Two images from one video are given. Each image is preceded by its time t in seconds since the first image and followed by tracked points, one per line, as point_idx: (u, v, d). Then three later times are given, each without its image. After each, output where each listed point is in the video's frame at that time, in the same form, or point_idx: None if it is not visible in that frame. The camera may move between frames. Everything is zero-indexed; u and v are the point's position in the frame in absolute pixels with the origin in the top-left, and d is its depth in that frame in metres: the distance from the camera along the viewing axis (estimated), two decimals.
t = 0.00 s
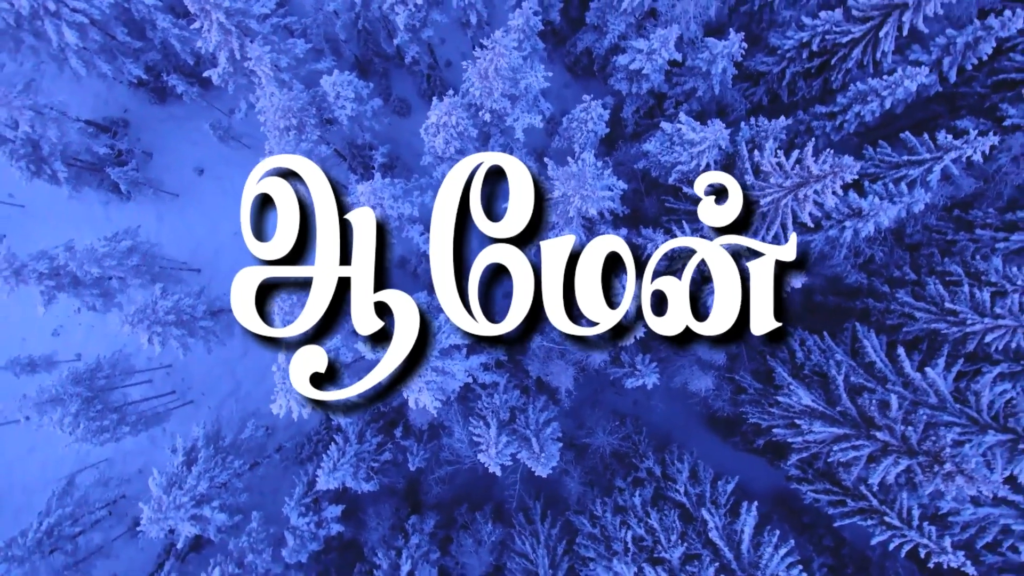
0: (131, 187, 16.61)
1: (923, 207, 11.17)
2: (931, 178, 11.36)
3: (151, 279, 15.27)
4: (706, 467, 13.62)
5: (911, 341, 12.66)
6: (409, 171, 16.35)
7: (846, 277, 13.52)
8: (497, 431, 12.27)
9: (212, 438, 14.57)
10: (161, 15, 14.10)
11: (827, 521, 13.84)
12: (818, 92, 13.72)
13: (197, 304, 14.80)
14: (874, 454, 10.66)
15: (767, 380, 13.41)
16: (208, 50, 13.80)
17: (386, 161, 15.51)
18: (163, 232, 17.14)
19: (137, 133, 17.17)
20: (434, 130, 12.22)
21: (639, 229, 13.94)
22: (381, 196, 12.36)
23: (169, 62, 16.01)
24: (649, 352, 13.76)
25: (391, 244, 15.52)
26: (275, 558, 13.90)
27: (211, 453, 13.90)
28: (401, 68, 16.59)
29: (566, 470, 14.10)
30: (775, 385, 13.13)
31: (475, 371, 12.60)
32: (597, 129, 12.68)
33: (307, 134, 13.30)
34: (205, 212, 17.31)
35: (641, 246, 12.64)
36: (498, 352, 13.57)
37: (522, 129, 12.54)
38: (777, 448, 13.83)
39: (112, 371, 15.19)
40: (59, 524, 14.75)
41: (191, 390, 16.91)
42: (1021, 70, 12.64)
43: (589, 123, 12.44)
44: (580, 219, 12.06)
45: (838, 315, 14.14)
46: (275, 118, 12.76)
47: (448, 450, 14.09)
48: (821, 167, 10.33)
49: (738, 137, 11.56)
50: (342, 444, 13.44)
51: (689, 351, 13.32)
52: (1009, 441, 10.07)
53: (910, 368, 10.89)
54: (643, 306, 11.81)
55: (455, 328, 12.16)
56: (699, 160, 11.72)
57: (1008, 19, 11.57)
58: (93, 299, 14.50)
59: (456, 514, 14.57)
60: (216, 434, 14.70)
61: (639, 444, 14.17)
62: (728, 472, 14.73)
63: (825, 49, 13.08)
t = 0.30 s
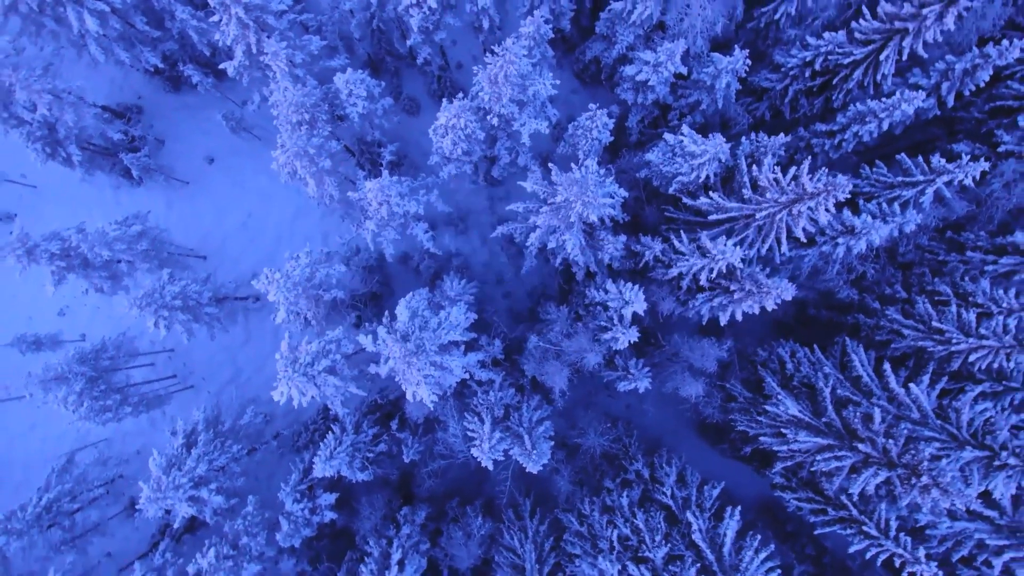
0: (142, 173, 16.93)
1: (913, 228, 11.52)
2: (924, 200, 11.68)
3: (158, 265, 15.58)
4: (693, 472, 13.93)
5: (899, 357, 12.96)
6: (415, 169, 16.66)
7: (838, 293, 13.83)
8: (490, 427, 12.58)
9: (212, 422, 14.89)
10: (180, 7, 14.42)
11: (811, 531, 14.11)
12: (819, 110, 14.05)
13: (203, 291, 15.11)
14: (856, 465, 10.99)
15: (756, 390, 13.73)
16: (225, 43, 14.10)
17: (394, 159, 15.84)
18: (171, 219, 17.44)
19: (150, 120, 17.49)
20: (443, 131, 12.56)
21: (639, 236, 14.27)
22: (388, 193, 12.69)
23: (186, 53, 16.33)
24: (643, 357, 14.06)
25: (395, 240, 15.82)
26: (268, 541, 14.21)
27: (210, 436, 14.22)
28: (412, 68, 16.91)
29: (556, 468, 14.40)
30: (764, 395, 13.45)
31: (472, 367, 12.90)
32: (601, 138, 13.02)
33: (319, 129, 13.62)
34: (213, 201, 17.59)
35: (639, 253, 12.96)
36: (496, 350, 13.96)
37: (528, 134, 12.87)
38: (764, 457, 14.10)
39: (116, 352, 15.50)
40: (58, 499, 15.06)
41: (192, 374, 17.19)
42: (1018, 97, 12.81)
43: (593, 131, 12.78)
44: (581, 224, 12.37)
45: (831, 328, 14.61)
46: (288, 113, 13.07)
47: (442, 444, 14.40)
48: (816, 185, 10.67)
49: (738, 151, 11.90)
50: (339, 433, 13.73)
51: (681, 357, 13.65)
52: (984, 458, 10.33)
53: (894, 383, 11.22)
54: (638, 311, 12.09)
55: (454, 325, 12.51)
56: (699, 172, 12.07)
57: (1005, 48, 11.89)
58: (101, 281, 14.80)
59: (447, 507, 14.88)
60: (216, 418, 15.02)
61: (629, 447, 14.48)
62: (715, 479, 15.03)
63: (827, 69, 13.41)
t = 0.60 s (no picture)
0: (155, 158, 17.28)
1: (903, 249, 11.88)
2: (915, 223, 12.03)
3: (167, 249, 15.93)
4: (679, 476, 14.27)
5: (885, 374, 13.31)
6: (423, 167, 17.01)
7: (830, 309, 14.20)
8: (484, 423, 12.92)
9: (212, 405, 15.23)
10: None
11: (792, 540, 14.44)
12: (819, 130, 14.37)
13: (210, 276, 15.46)
14: (836, 477, 11.32)
15: (745, 400, 14.06)
16: (244, 36, 14.46)
17: (402, 156, 16.19)
18: (181, 204, 17.77)
19: (164, 107, 17.84)
20: (452, 133, 12.91)
21: (638, 244, 14.61)
22: (395, 191, 13.05)
23: (204, 43, 16.67)
24: (636, 362, 14.42)
25: (400, 236, 16.17)
26: (262, 524, 14.55)
27: (210, 419, 14.57)
28: (424, 68, 17.27)
29: (546, 467, 14.73)
30: (752, 405, 13.79)
31: (469, 364, 13.24)
32: (605, 146, 13.38)
33: (330, 125, 13.97)
34: (222, 189, 17.92)
35: (637, 260, 13.31)
36: (493, 349, 14.30)
37: (534, 139, 13.24)
38: (749, 465, 14.44)
39: (121, 333, 15.84)
40: (58, 473, 15.39)
41: (193, 358, 17.50)
42: (1014, 127, 13.14)
43: (598, 140, 13.16)
44: (582, 230, 12.72)
45: (821, 343, 14.90)
46: (301, 108, 13.43)
47: (436, 438, 14.74)
48: (809, 203, 11.05)
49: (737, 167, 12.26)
50: (336, 422, 14.06)
51: (673, 364, 14.01)
52: (959, 474, 10.74)
53: (877, 399, 11.57)
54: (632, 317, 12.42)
55: (454, 321, 12.86)
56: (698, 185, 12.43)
57: (1000, 78, 12.32)
58: (110, 263, 15.14)
59: (437, 500, 15.22)
60: (216, 402, 15.36)
61: (619, 449, 14.84)
62: (702, 485, 15.37)
63: (829, 90, 13.72)
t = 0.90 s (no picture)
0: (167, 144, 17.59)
1: (893, 269, 12.20)
2: (906, 244, 12.34)
3: (175, 234, 16.26)
4: (666, 480, 14.59)
5: (871, 389, 13.62)
6: (429, 166, 17.33)
7: (821, 323, 14.53)
8: (478, 418, 13.24)
9: (212, 388, 15.55)
10: None
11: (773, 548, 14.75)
12: (819, 148, 14.67)
13: (216, 263, 15.77)
14: (816, 487, 11.64)
15: (734, 408, 14.43)
16: (261, 30, 14.77)
17: (410, 154, 16.52)
18: (190, 190, 18.08)
19: (178, 94, 18.15)
20: (459, 134, 13.24)
21: (637, 250, 14.88)
22: (402, 188, 13.39)
23: (220, 33, 16.98)
24: (629, 366, 14.74)
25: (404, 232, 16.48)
26: (256, 507, 14.86)
27: (210, 402, 14.89)
28: (435, 68, 17.58)
29: (536, 465, 15.05)
30: (740, 413, 14.11)
31: (465, 361, 13.56)
32: (609, 155, 13.71)
33: (341, 120, 14.29)
34: (231, 177, 18.23)
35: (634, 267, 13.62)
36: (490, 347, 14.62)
37: (540, 144, 13.56)
38: (735, 472, 14.76)
39: (126, 314, 16.12)
40: (57, 449, 15.72)
41: (195, 341, 17.81)
42: (1009, 154, 13.45)
43: (603, 148, 13.51)
44: (582, 235, 13.03)
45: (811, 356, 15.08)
46: (314, 103, 13.76)
47: (430, 431, 15.05)
48: (802, 220, 11.41)
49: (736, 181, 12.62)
50: (333, 411, 14.37)
51: (665, 370, 14.34)
52: (935, 489, 11.10)
53: (861, 413, 11.89)
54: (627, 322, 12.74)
55: (453, 318, 13.18)
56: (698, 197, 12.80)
57: (995, 107, 12.69)
58: (119, 245, 15.46)
59: (428, 492, 15.54)
60: (216, 385, 15.68)
61: (608, 451, 15.17)
62: (688, 490, 15.69)
63: (830, 110, 14.04)
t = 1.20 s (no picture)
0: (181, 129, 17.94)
1: (880, 289, 12.58)
2: (895, 266, 12.71)
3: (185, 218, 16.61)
4: (651, 483, 14.96)
5: (856, 406, 13.98)
6: (437, 164, 17.69)
7: (809, 339, 14.94)
8: (471, 413, 13.60)
9: (213, 370, 15.91)
10: None
11: (753, 556, 15.11)
12: (819, 167, 15.02)
13: (224, 248, 16.13)
14: (796, 496, 12.00)
15: (722, 417, 14.81)
16: (280, 23, 15.13)
17: (419, 152, 16.87)
18: (201, 175, 18.42)
19: (194, 80, 18.52)
20: (468, 136, 13.63)
21: (636, 258, 15.27)
22: (410, 185, 13.75)
23: (239, 24, 17.35)
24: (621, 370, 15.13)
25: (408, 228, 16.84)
26: (250, 488, 15.21)
27: (211, 383, 15.26)
28: (447, 68, 17.95)
29: (526, 462, 15.41)
30: (727, 422, 14.50)
31: (462, 356, 13.91)
32: (612, 163, 14.08)
33: (354, 116, 14.64)
34: (242, 165, 18.56)
35: (631, 274, 13.98)
36: (486, 344, 14.98)
37: (546, 149, 13.92)
38: (719, 480, 15.13)
39: (133, 293, 16.45)
40: (59, 421, 16.09)
41: (198, 324, 18.14)
42: (1002, 184, 13.79)
43: (607, 157, 13.87)
44: (582, 240, 13.39)
45: (800, 370, 15.57)
46: (328, 97, 14.12)
47: (424, 423, 15.40)
48: (795, 237, 11.79)
49: (734, 196, 13.00)
50: (331, 399, 14.72)
51: (656, 376, 14.73)
52: (909, 504, 11.49)
53: (842, 427, 12.28)
54: (620, 327, 13.11)
55: (452, 314, 13.54)
56: (696, 210, 13.17)
57: (990, 137, 13.08)
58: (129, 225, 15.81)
59: (419, 483, 15.91)
60: (217, 368, 16.03)
61: (597, 452, 15.54)
62: (673, 495, 16.05)
63: (830, 131, 14.42)
